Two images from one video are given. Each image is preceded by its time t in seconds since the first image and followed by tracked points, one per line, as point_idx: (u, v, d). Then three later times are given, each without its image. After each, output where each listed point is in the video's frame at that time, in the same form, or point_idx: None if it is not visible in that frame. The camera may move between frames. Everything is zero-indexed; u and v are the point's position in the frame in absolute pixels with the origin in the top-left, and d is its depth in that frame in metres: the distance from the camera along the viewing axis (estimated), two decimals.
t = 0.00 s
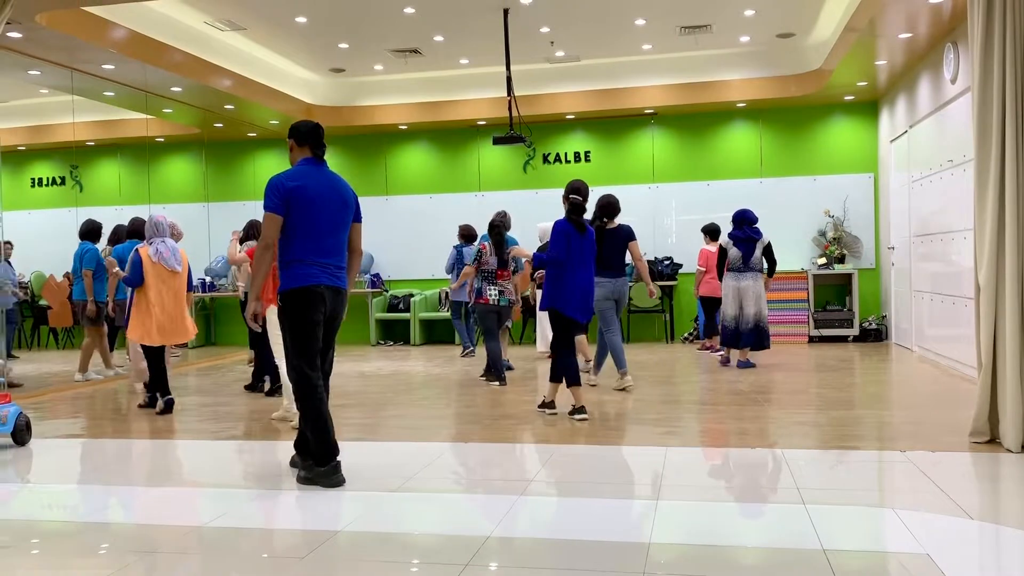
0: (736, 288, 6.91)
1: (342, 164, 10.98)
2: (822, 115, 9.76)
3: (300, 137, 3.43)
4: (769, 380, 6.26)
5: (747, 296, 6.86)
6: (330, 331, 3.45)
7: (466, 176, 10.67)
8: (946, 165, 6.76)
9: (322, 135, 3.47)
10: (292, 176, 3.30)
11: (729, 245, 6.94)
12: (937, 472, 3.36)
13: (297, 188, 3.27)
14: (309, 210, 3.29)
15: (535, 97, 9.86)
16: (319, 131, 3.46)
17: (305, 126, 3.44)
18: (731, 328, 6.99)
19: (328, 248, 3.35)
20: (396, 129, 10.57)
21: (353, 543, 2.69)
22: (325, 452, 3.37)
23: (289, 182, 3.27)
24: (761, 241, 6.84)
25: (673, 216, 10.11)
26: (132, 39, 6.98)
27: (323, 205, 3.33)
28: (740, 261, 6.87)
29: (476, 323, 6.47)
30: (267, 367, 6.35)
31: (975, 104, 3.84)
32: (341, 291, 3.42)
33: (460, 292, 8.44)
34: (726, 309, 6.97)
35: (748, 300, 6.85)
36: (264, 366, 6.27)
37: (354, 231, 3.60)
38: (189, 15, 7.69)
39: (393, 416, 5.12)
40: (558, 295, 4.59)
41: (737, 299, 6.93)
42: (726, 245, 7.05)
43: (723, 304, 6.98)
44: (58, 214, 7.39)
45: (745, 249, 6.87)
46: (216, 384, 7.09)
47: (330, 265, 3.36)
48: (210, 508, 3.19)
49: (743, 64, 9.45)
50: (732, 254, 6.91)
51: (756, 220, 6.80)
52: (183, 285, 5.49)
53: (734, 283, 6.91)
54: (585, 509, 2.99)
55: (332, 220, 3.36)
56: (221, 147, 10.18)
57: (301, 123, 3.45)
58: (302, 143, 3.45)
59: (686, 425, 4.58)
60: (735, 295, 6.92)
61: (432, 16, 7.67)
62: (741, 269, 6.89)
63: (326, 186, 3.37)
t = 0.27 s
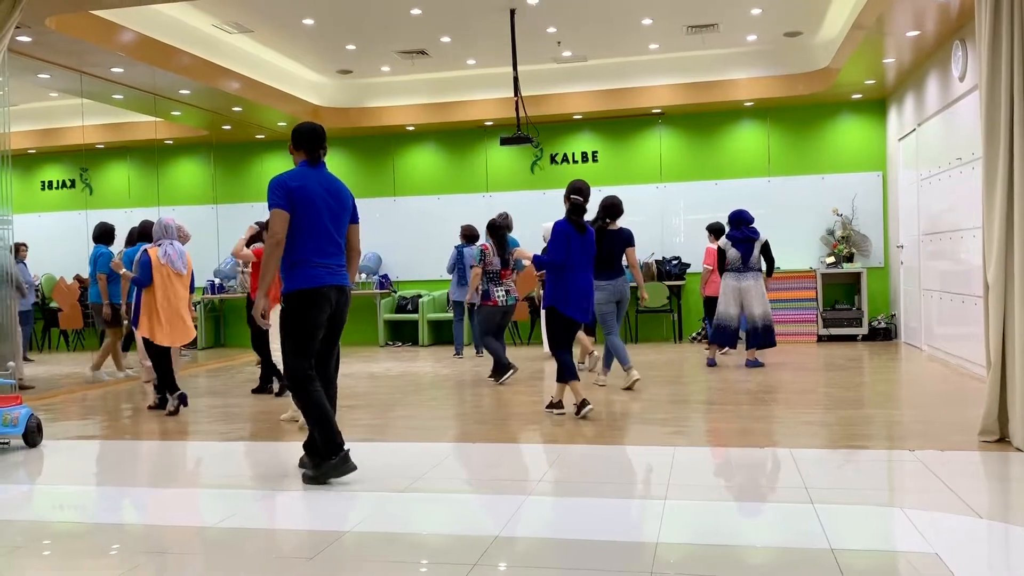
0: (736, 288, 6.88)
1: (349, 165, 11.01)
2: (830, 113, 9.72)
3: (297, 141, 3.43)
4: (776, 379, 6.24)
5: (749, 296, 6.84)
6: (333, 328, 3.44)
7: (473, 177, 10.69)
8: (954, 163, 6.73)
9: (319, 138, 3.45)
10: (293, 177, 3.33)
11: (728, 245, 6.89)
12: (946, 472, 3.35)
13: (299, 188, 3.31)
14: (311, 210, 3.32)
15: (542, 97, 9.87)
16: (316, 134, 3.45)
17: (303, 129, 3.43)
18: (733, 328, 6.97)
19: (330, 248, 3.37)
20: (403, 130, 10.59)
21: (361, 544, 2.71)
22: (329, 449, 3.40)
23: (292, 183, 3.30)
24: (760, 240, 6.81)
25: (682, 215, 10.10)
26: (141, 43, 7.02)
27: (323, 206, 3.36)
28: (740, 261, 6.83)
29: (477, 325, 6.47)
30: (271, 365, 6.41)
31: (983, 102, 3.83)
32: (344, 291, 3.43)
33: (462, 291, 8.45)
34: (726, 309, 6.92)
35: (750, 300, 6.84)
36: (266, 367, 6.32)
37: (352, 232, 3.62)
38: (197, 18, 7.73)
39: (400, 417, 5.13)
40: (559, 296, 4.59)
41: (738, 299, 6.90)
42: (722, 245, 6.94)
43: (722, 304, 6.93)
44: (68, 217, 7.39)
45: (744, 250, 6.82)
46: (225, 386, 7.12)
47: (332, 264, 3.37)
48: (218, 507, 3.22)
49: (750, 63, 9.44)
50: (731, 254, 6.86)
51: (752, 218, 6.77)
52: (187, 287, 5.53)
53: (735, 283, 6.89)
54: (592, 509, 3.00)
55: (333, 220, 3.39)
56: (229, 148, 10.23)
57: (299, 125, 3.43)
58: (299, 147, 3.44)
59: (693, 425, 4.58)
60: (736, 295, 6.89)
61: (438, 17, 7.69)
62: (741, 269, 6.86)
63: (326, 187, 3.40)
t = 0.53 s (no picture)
0: (738, 289, 6.86)
1: (357, 167, 11.03)
2: (840, 112, 9.67)
3: (303, 143, 3.42)
4: (786, 379, 6.21)
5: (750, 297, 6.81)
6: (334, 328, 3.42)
7: (481, 178, 10.69)
8: (965, 161, 6.68)
9: (323, 139, 3.43)
10: (291, 181, 3.33)
11: (731, 245, 6.86)
12: (958, 473, 3.32)
13: (294, 193, 3.30)
14: (308, 214, 3.31)
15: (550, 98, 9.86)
16: (321, 135, 3.43)
17: (309, 131, 3.41)
18: (734, 329, 6.94)
19: (329, 252, 3.34)
20: (411, 131, 10.60)
21: (367, 545, 2.71)
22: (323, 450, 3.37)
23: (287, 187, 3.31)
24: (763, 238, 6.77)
25: (692, 215, 10.06)
26: (150, 46, 7.05)
27: (321, 208, 3.34)
28: (742, 262, 6.79)
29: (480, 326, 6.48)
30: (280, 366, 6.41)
31: (993, 101, 3.80)
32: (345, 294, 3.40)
33: (468, 292, 8.47)
34: (727, 310, 6.91)
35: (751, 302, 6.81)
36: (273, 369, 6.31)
37: (363, 233, 3.56)
38: (205, 21, 7.76)
39: (408, 419, 5.14)
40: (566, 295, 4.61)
41: (738, 299, 6.88)
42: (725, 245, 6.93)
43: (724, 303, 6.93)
44: (77, 219, 7.46)
45: (746, 250, 6.80)
46: (234, 387, 7.15)
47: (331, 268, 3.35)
48: (226, 509, 3.23)
49: (759, 62, 9.40)
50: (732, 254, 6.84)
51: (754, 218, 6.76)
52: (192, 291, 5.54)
53: (737, 284, 6.85)
54: (599, 511, 2.99)
55: (332, 223, 3.36)
56: (238, 150, 10.28)
57: (305, 128, 3.42)
58: (303, 150, 3.43)
59: (702, 426, 4.56)
60: (737, 295, 6.87)
61: (446, 18, 7.69)
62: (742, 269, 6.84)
63: (325, 190, 3.37)
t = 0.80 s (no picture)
0: (761, 293, 6.80)
1: (372, 169, 11.06)
2: (856, 114, 9.59)
3: (314, 144, 3.43)
4: (800, 383, 6.16)
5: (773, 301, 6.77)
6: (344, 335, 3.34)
7: (495, 180, 10.69)
8: (984, 164, 6.61)
9: (333, 139, 3.42)
10: (293, 190, 3.40)
11: (752, 248, 6.83)
12: (975, 479, 3.28)
13: (291, 200, 3.35)
14: (306, 218, 3.33)
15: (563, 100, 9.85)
16: (331, 135, 3.42)
17: (320, 131, 3.42)
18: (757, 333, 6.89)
19: (328, 255, 3.30)
20: (425, 134, 10.63)
21: (377, 548, 2.71)
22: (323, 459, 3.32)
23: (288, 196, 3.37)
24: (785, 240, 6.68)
25: (708, 217, 10.00)
26: (166, 50, 7.11)
27: (320, 211, 3.32)
28: (764, 264, 6.75)
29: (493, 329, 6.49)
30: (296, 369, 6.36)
31: (1010, 102, 3.75)
32: (348, 297, 3.31)
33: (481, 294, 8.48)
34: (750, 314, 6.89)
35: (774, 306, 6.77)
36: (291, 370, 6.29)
37: (377, 232, 3.37)
38: (221, 24, 7.82)
39: (420, 421, 5.14)
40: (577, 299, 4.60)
41: (761, 303, 6.83)
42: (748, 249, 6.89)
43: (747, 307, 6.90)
44: (94, 220, 7.49)
45: (769, 253, 6.75)
46: (248, 388, 7.19)
47: (328, 271, 3.30)
48: (238, 511, 3.24)
49: (774, 64, 9.35)
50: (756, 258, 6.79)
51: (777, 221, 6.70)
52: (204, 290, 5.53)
53: (759, 288, 6.81)
54: (611, 515, 2.97)
55: (332, 224, 3.30)
56: (256, 153, 10.33)
57: (317, 128, 3.43)
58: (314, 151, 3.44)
59: (715, 430, 4.53)
60: (760, 299, 6.83)
61: (460, 21, 7.71)
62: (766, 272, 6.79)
63: (326, 192, 3.33)
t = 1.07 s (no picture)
0: (780, 299, 6.76)
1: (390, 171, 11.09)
2: (876, 120, 9.50)
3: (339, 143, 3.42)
4: (816, 391, 6.09)
5: (794, 307, 6.70)
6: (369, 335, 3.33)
7: (511, 184, 10.69)
8: (1004, 171, 6.52)
9: (358, 137, 3.39)
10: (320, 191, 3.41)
11: (775, 253, 6.76)
12: (994, 491, 3.22)
13: (316, 202, 3.39)
14: (323, 220, 3.35)
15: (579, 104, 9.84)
16: (355, 134, 3.38)
17: (345, 129, 3.40)
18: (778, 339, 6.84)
19: (338, 257, 3.30)
20: (442, 138, 10.65)
21: (384, 551, 2.71)
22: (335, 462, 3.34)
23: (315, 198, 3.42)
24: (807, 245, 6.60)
25: (725, 222, 9.94)
26: (185, 53, 7.17)
27: (333, 213, 3.31)
28: (785, 269, 6.69)
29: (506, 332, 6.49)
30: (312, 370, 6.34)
31: None
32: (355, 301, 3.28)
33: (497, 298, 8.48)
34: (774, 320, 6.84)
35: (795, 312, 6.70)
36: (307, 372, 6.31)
37: (390, 232, 3.24)
38: (240, 28, 7.88)
39: (433, 424, 5.13)
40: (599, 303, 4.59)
41: (783, 309, 6.77)
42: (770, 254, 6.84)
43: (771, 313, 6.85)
44: (114, 221, 7.68)
45: (790, 258, 6.68)
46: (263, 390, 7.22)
47: (336, 275, 3.30)
48: (250, 512, 3.25)
49: (792, 69, 9.29)
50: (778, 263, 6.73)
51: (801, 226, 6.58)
52: (215, 290, 5.45)
53: (779, 293, 6.76)
54: (622, 522, 2.95)
55: (342, 227, 3.29)
56: (271, 155, 10.40)
57: (342, 126, 3.41)
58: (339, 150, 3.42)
59: (730, 437, 4.48)
60: (781, 305, 6.78)
61: (476, 25, 7.72)
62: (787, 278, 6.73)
63: (340, 193, 3.31)
